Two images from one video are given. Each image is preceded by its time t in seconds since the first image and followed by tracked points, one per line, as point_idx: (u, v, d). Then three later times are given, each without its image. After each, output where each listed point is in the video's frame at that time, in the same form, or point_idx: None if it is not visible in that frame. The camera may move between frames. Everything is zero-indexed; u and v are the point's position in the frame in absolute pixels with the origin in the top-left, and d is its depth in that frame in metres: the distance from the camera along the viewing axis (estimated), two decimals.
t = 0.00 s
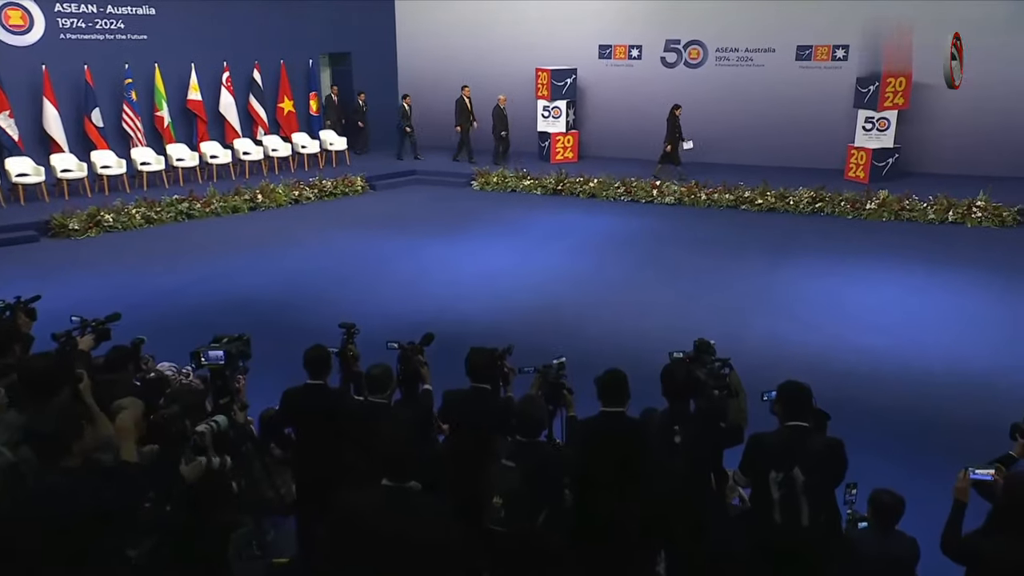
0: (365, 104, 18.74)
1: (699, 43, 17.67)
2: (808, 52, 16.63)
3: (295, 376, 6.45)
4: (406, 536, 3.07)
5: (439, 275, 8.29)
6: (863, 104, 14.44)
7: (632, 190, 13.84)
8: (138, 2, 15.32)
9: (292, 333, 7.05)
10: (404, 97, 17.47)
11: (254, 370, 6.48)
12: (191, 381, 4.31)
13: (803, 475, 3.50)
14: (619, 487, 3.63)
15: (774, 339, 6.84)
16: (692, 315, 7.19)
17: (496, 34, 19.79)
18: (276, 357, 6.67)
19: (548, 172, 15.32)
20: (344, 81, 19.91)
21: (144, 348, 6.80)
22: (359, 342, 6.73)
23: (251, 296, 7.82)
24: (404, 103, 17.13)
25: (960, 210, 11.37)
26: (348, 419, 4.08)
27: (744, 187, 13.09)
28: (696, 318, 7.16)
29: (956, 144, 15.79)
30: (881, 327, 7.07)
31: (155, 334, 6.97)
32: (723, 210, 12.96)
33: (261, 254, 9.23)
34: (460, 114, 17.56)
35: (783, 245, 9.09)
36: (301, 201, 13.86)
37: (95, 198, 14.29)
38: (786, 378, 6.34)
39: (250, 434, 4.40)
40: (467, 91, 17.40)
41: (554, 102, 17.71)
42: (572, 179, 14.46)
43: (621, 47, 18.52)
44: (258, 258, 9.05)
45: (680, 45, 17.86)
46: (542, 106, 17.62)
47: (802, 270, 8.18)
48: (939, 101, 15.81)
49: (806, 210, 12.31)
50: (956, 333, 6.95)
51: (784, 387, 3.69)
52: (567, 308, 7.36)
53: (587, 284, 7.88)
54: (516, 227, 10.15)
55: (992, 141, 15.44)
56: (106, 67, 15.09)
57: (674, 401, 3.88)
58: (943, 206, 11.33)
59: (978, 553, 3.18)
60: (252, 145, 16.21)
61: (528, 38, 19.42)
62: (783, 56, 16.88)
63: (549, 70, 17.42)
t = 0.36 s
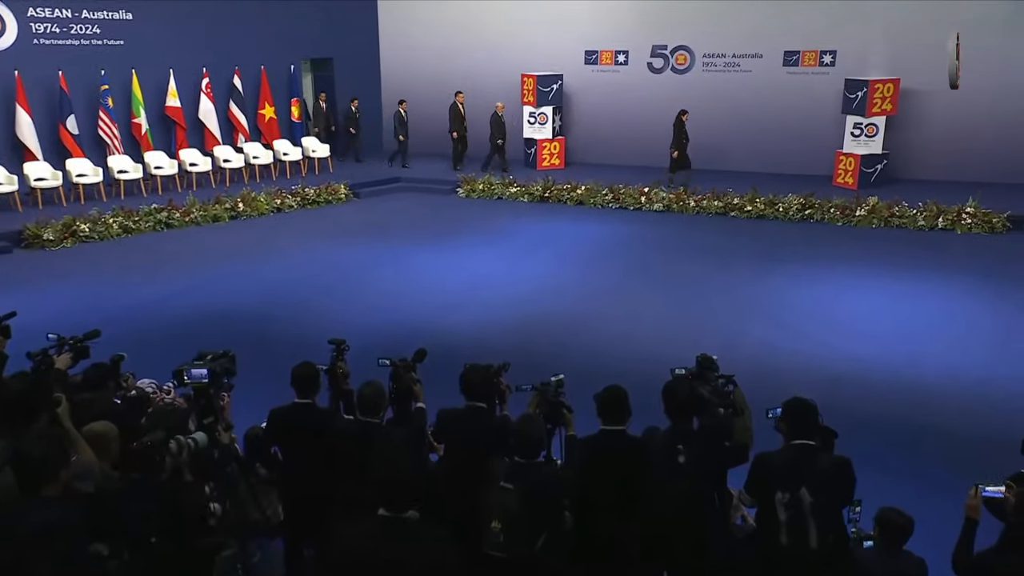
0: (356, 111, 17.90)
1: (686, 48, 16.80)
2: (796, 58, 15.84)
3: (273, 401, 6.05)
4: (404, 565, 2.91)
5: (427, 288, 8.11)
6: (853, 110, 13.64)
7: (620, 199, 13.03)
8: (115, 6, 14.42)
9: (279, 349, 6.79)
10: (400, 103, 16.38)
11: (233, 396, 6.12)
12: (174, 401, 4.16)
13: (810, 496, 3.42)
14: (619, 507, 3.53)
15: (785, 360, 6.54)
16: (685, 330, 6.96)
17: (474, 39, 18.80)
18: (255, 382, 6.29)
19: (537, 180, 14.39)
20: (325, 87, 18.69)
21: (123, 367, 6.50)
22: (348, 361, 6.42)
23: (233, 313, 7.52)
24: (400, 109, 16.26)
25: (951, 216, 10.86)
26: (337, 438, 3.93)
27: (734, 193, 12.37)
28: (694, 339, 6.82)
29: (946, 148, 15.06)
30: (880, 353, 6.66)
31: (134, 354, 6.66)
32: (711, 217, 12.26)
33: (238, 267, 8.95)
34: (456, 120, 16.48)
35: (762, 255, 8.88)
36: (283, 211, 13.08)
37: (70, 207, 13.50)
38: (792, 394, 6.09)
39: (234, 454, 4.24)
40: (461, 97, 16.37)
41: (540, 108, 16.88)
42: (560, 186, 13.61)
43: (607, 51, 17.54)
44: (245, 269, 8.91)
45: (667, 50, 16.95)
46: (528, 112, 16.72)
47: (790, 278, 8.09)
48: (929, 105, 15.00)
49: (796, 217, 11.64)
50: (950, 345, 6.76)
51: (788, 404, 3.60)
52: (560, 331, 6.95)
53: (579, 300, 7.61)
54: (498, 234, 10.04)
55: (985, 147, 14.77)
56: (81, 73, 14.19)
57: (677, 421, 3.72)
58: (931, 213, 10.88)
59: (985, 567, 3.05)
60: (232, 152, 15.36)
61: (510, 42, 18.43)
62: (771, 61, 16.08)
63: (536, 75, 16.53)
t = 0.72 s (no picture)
0: (352, 115, 17.11)
1: (676, 52, 16.19)
2: (787, 62, 15.35)
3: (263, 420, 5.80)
4: None
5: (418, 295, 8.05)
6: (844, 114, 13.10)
7: (612, 203, 12.74)
8: (97, 8, 13.89)
9: (272, 362, 6.58)
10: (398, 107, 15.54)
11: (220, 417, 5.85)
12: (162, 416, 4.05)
13: (821, 514, 3.33)
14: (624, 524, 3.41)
15: (789, 378, 6.30)
16: (682, 339, 6.83)
17: (455, 43, 17.86)
18: (243, 403, 6.01)
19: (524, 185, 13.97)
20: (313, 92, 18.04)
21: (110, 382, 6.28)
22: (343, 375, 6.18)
23: (224, 324, 7.34)
24: (397, 115, 15.67)
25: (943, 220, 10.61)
26: (330, 453, 3.79)
27: (727, 199, 12.25)
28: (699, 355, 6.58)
29: (941, 151, 14.72)
30: (887, 374, 6.38)
31: (121, 370, 6.42)
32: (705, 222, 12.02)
33: (221, 275, 8.78)
34: (452, 125, 15.77)
35: (751, 263, 8.72)
36: (269, 217, 12.62)
37: (50, 214, 13.00)
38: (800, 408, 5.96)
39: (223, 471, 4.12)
40: (458, 103, 15.75)
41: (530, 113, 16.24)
42: (551, 192, 13.28)
43: (597, 56, 16.79)
44: (242, 271, 8.96)
45: (657, 54, 16.30)
46: (517, 116, 16.12)
47: (786, 284, 8.03)
48: (926, 111, 14.65)
49: (789, 221, 11.32)
50: (947, 351, 6.73)
51: (798, 418, 3.52)
52: (556, 348, 6.67)
53: (574, 312, 7.40)
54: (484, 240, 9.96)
55: (983, 150, 14.43)
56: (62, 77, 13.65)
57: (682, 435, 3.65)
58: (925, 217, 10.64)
59: None
60: (216, 157, 14.50)
61: (494, 46, 17.55)
62: (762, 65, 15.55)
63: (526, 80, 15.90)
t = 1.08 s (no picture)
0: (345, 119, 16.22)
1: (664, 53, 15.57)
2: (777, 63, 14.86)
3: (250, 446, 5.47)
4: None
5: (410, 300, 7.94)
6: (833, 115, 12.86)
7: (600, 210, 12.08)
8: (72, 9, 13.02)
9: (265, 381, 6.32)
10: (393, 111, 14.79)
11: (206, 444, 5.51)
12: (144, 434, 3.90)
13: (836, 533, 3.24)
14: (630, 546, 3.31)
15: (799, 411, 5.90)
16: (680, 357, 6.58)
17: (434, 43, 17.11)
18: (231, 427, 5.69)
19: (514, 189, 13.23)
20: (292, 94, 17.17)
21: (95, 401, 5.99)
22: (338, 395, 5.91)
23: (213, 338, 7.09)
24: (392, 118, 14.81)
25: (935, 223, 10.33)
26: (321, 471, 3.61)
27: (716, 202, 11.57)
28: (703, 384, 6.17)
29: (931, 154, 14.31)
30: (903, 413, 5.91)
31: (107, 390, 6.14)
32: (694, 226, 11.41)
33: (202, 286, 8.53)
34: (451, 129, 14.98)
35: (747, 263, 8.80)
36: (251, 222, 12.01)
37: (24, 222, 12.33)
38: (812, 426, 5.73)
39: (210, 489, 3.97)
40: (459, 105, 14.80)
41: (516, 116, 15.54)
42: (537, 195, 12.47)
43: (584, 57, 16.09)
44: (227, 280, 8.76)
45: (645, 56, 15.70)
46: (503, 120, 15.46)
47: (779, 291, 7.90)
48: (918, 113, 14.23)
49: (780, 226, 10.93)
50: (945, 359, 6.64)
51: (812, 433, 3.44)
52: (555, 369, 6.37)
53: (571, 328, 7.09)
54: (470, 248, 9.71)
55: (980, 152, 14.02)
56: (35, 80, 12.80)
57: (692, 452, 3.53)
58: (917, 219, 10.40)
59: None
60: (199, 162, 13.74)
61: (477, 47, 16.79)
62: (751, 67, 15.01)
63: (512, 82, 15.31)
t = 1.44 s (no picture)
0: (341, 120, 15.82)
1: (657, 53, 15.46)
2: (769, 63, 14.70)
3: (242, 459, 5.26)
4: None
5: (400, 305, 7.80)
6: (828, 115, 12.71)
7: (594, 211, 11.98)
8: (51, 8, 12.73)
9: (258, 389, 6.14)
10: (390, 110, 14.47)
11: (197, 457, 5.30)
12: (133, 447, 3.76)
13: (853, 548, 3.13)
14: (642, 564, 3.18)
15: (817, 422, 5.69)
16: (685, 364, 6.42)
17: (424, 44, 16.99)
18: (223, 439, 5.49)
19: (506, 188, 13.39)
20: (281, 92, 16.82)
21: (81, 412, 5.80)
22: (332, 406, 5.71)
23: (204, 345, 6.91)
24: (389, 118, 14.40)
25: (932, 224, 10.22)
26: (320, 486, 3.45)
27: (710, 203, 11.45)
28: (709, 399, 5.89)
29: (927, 154, 14.15)
30: (923, 423, 5.72)
31: (96, 400, 5.96)
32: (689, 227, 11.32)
33: (190, 288, 8.44)
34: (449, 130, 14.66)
35: (744, 265, 8.67)
36: (237, 225, 11.83)
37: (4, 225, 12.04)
38: (825, 435, 5.53)
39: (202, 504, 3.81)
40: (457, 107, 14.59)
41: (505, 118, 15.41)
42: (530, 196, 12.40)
43: (576, 56, 15.98)
44: (215, 283, 8.63)
45: (637, 56, 15.59)
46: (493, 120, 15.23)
47: (773, 290, 7.87)
48: (916, 113, 14.07)
49: (775, 227, 10.81)
50: (947, 363, 6.55)
51: (825, 443, 3.34)
52: (555, 377, 6.19)
53: (572, 336, 6.89)
54: (464, 250, 9.56)
55: (980, 152, 13.81)
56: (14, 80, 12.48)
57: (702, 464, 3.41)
58: (914, 219, 10.30)
59: None
60: (183, 164, 13.47)
61: (470, 46, 16.63)
62: (745, 67, 14.88)
63: (502, 82, 15.06)
